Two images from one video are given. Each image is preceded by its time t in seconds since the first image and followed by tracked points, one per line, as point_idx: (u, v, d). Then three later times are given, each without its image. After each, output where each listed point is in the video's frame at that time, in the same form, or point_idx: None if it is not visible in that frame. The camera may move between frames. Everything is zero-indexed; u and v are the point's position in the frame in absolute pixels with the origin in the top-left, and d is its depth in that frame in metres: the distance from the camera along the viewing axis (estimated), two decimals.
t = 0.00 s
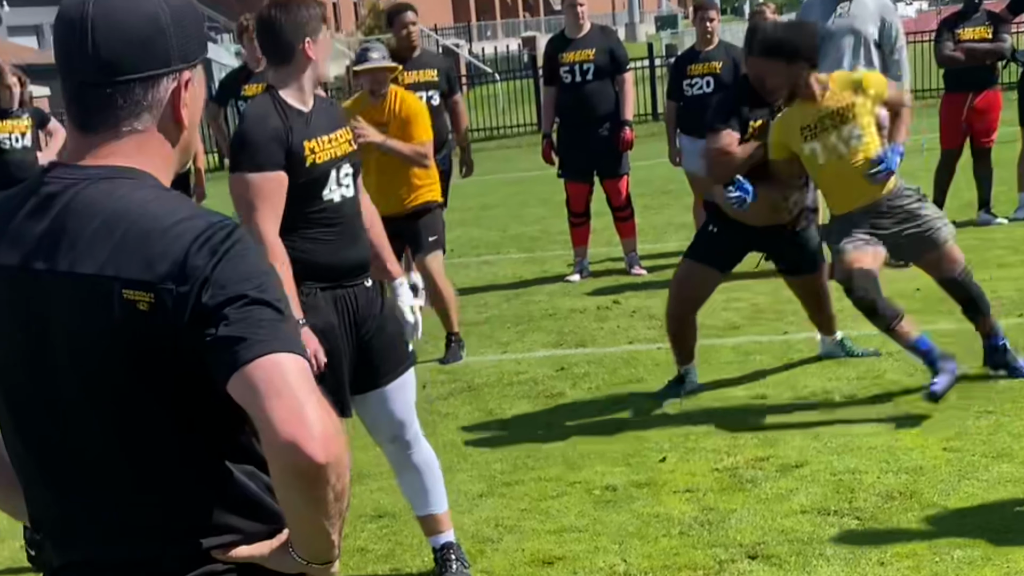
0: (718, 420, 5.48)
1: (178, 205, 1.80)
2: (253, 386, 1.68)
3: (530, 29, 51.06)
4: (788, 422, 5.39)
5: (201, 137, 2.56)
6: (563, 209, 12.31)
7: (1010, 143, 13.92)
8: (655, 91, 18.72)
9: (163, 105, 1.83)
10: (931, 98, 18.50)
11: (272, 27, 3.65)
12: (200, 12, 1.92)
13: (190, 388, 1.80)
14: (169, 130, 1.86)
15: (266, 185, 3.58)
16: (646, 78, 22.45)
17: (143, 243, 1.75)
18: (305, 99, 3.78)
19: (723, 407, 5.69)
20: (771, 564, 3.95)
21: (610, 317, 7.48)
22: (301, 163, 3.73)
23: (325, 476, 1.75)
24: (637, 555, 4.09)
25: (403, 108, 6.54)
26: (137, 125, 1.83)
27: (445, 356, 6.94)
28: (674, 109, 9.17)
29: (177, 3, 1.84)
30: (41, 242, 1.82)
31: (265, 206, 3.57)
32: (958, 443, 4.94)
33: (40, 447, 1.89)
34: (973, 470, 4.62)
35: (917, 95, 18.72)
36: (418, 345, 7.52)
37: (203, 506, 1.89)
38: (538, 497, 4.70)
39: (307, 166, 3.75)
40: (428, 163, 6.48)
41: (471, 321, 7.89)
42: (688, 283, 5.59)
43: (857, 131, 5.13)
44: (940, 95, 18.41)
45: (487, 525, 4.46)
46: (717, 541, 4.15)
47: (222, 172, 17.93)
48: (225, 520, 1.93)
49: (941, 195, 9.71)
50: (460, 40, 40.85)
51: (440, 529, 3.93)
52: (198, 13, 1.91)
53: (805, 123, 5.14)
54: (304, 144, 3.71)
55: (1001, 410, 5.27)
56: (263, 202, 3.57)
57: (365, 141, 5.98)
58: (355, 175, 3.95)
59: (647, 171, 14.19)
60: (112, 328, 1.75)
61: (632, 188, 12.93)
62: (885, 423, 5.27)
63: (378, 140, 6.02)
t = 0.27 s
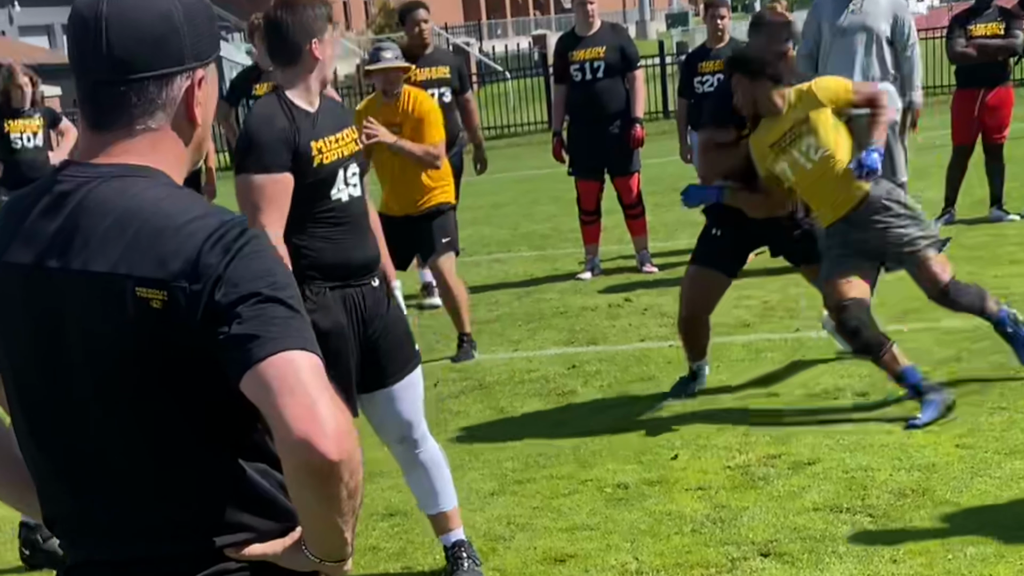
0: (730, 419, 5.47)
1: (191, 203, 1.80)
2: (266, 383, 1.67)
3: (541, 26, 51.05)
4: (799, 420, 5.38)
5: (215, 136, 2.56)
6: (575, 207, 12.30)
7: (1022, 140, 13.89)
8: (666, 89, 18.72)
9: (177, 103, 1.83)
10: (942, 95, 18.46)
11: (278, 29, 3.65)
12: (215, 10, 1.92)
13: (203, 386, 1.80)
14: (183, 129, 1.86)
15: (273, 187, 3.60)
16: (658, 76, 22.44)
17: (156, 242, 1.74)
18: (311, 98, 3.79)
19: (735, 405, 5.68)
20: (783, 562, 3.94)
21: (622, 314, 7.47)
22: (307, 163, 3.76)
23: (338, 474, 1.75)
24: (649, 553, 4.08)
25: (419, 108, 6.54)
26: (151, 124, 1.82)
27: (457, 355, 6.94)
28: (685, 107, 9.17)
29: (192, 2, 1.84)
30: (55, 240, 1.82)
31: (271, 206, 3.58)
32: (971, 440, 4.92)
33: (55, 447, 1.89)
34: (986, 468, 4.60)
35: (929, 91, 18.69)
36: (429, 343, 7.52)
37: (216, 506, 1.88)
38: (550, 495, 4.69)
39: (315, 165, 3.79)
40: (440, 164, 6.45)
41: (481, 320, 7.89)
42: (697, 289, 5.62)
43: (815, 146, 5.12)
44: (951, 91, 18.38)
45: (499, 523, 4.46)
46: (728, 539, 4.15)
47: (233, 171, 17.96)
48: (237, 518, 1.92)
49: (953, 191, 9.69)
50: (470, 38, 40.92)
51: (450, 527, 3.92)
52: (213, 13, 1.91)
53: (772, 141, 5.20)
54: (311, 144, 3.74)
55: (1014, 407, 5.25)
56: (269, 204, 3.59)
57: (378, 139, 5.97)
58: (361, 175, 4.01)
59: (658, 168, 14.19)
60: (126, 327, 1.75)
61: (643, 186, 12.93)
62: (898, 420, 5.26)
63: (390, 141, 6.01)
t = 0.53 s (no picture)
0: (740, 417, 5.46)
1: (202, 201, 1.80)
2: (277, 381, 1.67)
3: (549, 24, 51.03)
4: (810, 418, 5.37)
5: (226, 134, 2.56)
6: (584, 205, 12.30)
7: None
8: (675, 86, 18.70)
9: (188, 102, 1.83)
10: (952, 92, 18.43)
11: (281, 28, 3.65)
12: (226, 9, 1.92)
13: (214, 383, 1.79)
14: (194, 126, 1.86)
15: (275, 186, 3.60)
16: (667, 73, 22.43)
17: (167, 239, 1.74)
18: (315, 97, 3.79)
19: (745, 402, 5.67)
20: (794, 559, 3.93)
21: (632, 312, 7.47)
22: (312, 161, 3.77)
23: (349, 471, 1.74)
24: (660, 550, 4.08)
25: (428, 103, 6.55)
26: (162, 122, 1.82)
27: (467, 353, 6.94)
28: (695, 103, 9.16)
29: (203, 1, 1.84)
30: (66, 238, 1.81)
31: (272, 204, 3.58)
32: (982, 437, 4.91)
33: (66, 445, 1.89)
34: (997, 464, 4.59)
35: (939, 87, 18.66)
36: (439, 341, 7.52)
37: (228, 504, 1.88)
38: (560, 493, 4.69)
39: (319, 164, 3.80)
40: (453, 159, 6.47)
41: (490, 318, 7.88)
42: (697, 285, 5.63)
43: (783, 171, 5.02)
44: (961, 87, 18.35)
45: (509, 522, 4.45)
46: (739, 537, 4.14)
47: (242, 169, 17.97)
48: (248, 516, 1.91)
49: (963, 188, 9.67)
50: (479, 36, 40.92)
51: (458, 525, 3.91)
52: (223, 11, 1.90)
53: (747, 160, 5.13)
54: (315, 143, 3.75)
55: None
56: (271, 203, 3.58)
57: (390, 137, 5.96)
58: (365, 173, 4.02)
59: (668, 166, 14.18)
60: (136, 325, 1.74)
61: (653, 185, 12.92)
62: (909, 417, 5.25)
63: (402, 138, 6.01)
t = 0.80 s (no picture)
0: (749, 414, 5.46)
1: (211, 198, 1.80)
2: (287, 377, 1.68)
3: (557, 22, 51.02)
4: (819, 416, 5.36)
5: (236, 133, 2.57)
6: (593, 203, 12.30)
7: None
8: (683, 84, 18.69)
9: (198, 99, 1.83)
10: (961, 88, 18.40)
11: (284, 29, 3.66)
12: (235, 8, 1.92)
13: (224, 382, 1.80)
14: (204, 124, 1.86)
15: (277, 183, 3.61)
16: (675, 71, 22.41)
17: (176, 237, 1.74)
18: (318, 96, 3.80)
19: (754, 400, 5.67)
20: (803, 556, 3.93)
21: (640, 310, 7.47)
22: (314, 160, 3.78)
23: (360, 468, 1.75)
24: (669, 548, 4.07)
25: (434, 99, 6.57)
26: (172, 119, 1.83)
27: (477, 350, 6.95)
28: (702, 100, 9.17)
29: None
30: (75, 237, 1.82)
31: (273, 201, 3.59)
32: (991, 433, 4.90)
33: (76, 442, 1.89)
34: (1007, 461, 4.58)
35: (947, 84, 18.64)
36: (447, 339, 7.52)
37: (238, 501, 1.89)
38: (569, 491, 4.69)
39: (321, 162, 3.82)
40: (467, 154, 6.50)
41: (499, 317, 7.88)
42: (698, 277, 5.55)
43: (760, 191, 5.12)
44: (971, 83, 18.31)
45: (518, 520, 4.45)
46: (748, 534, 4.14)
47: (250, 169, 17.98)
48: (257, 514, 1.92)
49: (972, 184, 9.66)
50: (486, 34, 40.92)
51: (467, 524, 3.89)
52: (233, 9, 1.91)
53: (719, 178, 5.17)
54: (317, 143, 3.76)
55: None
56: (274, 201, 3.59)
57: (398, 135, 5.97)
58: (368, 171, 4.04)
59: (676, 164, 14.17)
60: (145, 322, 1.75)
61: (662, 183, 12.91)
62: (919, 413, 5.25)
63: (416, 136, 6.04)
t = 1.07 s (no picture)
0: (757, 412, 5.45)
1: (218, 195, 1.80)
2: (294, 375, 1.68)
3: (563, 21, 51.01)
4: (827, 413, 5.35)
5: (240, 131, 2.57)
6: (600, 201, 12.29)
7: None
8: (690, 82, 18.68)
9: (206, 97, 1.83)
10: (967, 85, 18.38)
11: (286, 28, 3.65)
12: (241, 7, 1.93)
13: (232, 380, 1.80)
14: (209, 121, 1.87)
15: (278, 181, 3.60)
16: (681, 69, 22.40)
17: (183, 234, 1.74)
18: (320, 96, 3.79)
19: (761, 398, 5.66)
20: (811, 554, 3.93)
21: (647, 307, 7.46)
22: (316, 159, 3.78)
23: (367, 465, 1.75)
24: (676, 546, 4.07)
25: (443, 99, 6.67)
26: (179, 117, 1.83)
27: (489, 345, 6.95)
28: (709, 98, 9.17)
29: None
30: (82, 235, 1.82)
31: (275, 198, 3.58)
32: (999, 430, 4.89)
33: (85, 440, 1.89)
34: (1015, 458, 4.58)
35: (953, 81, 18.62)
36: (454, 337, 7.52)
37: (245, 499, 1.89)
38: (576, 489, 4.69)
39: (323, 161, 3.82)
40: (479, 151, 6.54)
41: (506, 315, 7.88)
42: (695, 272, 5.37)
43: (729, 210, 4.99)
44: (977, 80, 18.29)
45: (525, 518, 4.45)
46: (755, 532, 4.13)
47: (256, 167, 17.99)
48: (264, 511, 1.92)
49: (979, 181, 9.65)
50: (492, 32, 40.92)
51: (473, 521, 3.91)
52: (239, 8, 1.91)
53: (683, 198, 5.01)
54: (319, 142, 3.76)
55: None
56: (275, 198, 3.58)
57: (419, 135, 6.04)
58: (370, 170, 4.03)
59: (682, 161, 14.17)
60: (152, 320, 1.75)
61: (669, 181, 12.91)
62: (926, 410, 5.24)
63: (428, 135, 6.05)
